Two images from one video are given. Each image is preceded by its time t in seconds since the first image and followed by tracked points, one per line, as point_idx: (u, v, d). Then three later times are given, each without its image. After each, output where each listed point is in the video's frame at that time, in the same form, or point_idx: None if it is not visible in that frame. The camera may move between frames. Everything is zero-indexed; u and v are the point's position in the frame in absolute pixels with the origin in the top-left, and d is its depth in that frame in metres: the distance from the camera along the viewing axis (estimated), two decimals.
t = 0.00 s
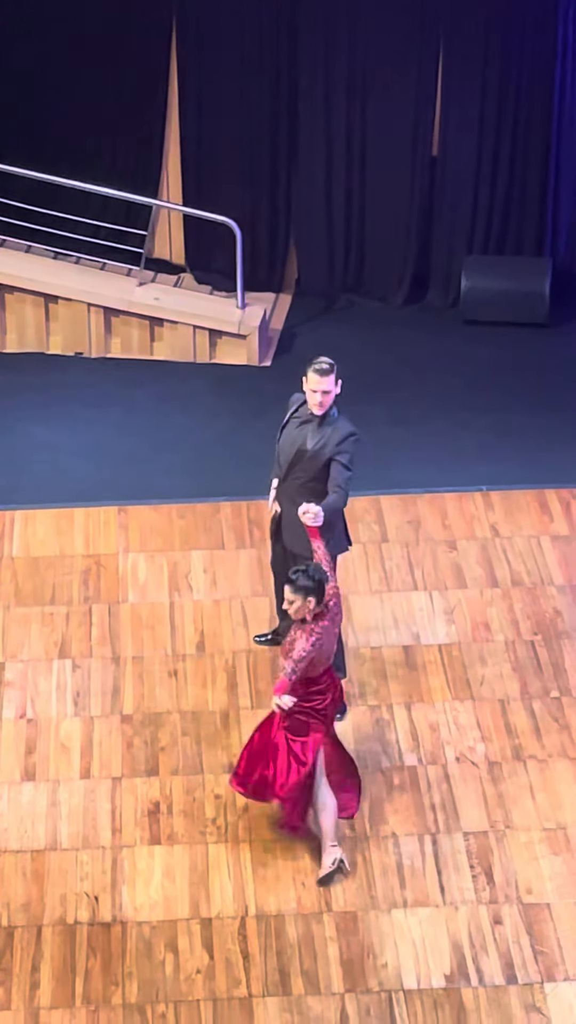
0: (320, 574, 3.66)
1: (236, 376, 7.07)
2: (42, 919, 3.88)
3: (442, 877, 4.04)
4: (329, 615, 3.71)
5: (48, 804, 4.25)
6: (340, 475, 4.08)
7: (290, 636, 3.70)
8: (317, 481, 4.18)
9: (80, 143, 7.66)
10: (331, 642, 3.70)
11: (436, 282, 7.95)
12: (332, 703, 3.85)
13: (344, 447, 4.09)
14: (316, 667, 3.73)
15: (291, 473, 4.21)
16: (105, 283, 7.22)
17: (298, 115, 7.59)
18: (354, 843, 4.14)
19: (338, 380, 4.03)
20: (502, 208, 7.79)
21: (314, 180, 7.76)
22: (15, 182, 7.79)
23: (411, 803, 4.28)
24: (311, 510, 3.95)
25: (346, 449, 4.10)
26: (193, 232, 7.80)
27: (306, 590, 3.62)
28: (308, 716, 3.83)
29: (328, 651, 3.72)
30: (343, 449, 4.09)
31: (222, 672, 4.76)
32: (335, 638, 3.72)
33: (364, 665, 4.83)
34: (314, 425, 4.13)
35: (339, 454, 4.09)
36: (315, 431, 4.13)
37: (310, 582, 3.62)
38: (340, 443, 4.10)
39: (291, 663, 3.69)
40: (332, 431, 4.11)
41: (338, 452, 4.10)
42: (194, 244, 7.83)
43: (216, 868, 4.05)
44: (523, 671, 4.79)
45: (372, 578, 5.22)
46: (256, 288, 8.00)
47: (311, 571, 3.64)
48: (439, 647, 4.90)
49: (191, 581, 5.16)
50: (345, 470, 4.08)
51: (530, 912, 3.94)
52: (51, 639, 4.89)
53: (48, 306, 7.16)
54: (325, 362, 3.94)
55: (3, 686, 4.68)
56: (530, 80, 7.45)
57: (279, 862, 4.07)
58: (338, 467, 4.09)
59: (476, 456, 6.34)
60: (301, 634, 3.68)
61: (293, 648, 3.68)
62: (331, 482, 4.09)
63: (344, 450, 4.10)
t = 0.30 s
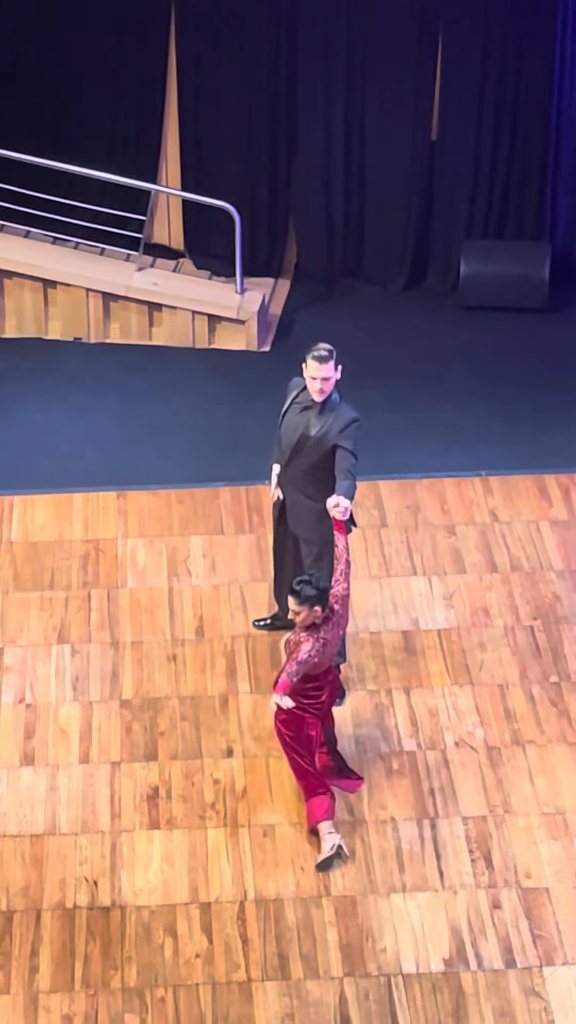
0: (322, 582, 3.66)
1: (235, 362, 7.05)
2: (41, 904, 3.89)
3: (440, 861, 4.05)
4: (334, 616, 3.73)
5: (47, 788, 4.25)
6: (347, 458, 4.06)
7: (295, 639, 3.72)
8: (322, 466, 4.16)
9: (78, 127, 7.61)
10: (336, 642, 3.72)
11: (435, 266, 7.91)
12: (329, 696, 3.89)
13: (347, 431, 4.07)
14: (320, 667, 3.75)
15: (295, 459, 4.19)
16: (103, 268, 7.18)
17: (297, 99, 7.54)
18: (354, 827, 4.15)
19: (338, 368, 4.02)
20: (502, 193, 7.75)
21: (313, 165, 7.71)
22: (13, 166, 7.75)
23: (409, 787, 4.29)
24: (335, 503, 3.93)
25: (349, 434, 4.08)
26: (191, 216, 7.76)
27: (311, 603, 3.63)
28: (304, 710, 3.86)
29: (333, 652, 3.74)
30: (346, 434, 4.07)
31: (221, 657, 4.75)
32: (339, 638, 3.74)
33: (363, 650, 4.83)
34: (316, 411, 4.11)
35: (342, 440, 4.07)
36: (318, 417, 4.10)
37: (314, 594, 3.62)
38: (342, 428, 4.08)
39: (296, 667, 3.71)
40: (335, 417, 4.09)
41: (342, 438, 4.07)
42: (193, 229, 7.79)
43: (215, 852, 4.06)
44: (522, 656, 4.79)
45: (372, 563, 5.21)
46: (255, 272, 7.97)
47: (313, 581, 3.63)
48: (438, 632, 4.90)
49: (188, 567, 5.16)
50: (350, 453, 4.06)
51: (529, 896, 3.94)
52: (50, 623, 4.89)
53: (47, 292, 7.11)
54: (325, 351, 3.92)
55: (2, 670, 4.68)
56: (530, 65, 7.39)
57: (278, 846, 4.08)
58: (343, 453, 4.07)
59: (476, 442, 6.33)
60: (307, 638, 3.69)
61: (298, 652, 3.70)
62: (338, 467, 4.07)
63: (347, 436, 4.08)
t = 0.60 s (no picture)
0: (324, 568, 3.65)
1: (235, 353, 7.04)
2: (41, 894, 3.89)
3: (440, 851, 4.05)
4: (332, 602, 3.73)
5: (47, 780, 4.25)
6: (350, 447, 4.05)
7: (292, 622, 3.69)
8: (325, 458, 4.15)
9: (77, 117, 7.58)
10: (332, 626, 3.73)
11: (435, 256, 7.89)
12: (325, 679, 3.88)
13: (349, 421, 4.07)
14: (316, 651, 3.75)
15: (297, 448, 4.17)
16: (103, 259, 7.16)
17: (296, 90, 7.51)
18: (354, 818, 4.15)
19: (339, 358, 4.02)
20: (502, 183, 7.73)
21: (313, 155, 7.69)
22: (13, 157, 7.72)
23: (409, 778, 4.29)
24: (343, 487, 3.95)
25: (352, 424, 4.07)
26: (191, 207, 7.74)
27: (313, 588, 3.62)
28: (300, 690, 3.86)
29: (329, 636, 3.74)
30: (349, 424, 4.07)
31: (221, 647, 4.76)
32: (335, 623, 3.74)
33: (363, 640, 4.83)
34: (318, 401, 4.09)
35: (345, 431, 4.06)
36: (320, 407, 4.09)
37: (316, 579, 3.61)
38: (345, 419, 4.07)
39: (292, 651, 3.67)
40: (337, 408, 4.08)
41: (344, 429, 4.07)
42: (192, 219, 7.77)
43: (215, 843, 4.06)
44: (522, 646, 4.79)
45: (371, 553, 5.21)
46: (254, 263, 7.94)
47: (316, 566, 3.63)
48: (437, 623, 4.90)
49: (188, 558, 5.15)
50: (353, 442, 4.05)
51: (529, 886, 3.95)
52: (50, 614, 4.89)
53: (47, 283, 7.10)
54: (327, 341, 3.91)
55: (2, 661, 4.68)
56: (530, 55, 7.36)
57: (278, 836, 4.08)
58: (346, 443, 4.06)
59: (475, 433, 6.32)
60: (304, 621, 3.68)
61: (295, 636, 3.68)
62: (342, 457, 4.06)
63: (350, 426, 4.07)
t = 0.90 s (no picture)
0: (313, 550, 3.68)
1: (235, 349, 7.04)
2: (42, 890, 3.90)
3: (441, 846, 4.05)
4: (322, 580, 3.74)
5: (48, 776, 4.25)
6: (350, 443, 4.06)
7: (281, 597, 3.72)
8: (326, 456, 4.16)
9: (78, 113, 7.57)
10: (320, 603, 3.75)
11: (436, 253, 7.87)
12: (317, 657, 3.90)
13: (350, 419, 4.07)
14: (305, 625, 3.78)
15: (298, 445, 4.17)
16: (103, 255, 7.16)
17: (296, 86, 7.50)
18: (354, 814, 4.15)
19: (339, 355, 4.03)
20: (503, 179, 7.71)
21: (313, 152, 7.68)
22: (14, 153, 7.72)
23: (410, 774, 4.29)
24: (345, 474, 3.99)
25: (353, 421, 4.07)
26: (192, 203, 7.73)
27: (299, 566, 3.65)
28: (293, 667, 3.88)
29: (317, 612, 3.77)
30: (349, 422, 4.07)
31: (222, 644, 4.76)
32: (324, 601, 3.76)
33: (364, 637, 4.83)
34: (319, 397, 4.09)
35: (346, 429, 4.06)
36: (321, 403, 4.09)
37: (303, 558, 3.65)
38: (345, 417, 4.07)
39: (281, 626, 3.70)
40: (337, 406, 4.08)
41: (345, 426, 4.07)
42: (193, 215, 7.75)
43: (216, 839, 4.06)
44: (522, 642, 4.79)
45: (372, 549, 5.21)
46: (255, 259, 7.93)
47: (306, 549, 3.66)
48: (438, 619, 4.90)
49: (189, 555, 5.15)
50: (353, 439, 4.06)
51: (529, 882, 3.95)
52: (51, 610, 4.89)
53: (48, 279, 7.10)
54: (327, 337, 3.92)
55: (3, 657, 4.68)
56: (530, 51, 7.35)
57: (279, 832, 4.09)
58: (347, 441, 4.06)
59: (476, 429, 6.32)
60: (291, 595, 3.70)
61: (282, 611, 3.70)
62: (343, 454, 4.06)
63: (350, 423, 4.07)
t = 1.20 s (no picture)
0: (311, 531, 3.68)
1: (236, 350, 7.03)
2: (44, 891, 3.90)
3: (442, 847, 4.05)
4: (313, 561, 3.75)
5: (49, 776, 4.26)
6: (350, 440, 4.04)
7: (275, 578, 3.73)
8: (326, 458, 4.15)
9: (80, 115, 7.58)
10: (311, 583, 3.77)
11: (437, 254, 7.87)
12: (311, 633, 3.91)
13: (349, 419, 4.07)
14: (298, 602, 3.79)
15: (298, 445, 4.16)
16: (105, 256, 7.16)
17: (298, 87, 7.50)
18: (356, 814, 4.15)
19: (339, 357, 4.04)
20: (504, 180, 7.71)
21: (314, 153, 7.67)
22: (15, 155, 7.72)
23: (412, 774, 4.29)
24: (347, 458, 4.00)
25: (353, 422, 4.07)
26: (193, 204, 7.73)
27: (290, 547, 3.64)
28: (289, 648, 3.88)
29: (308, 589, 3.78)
30: (349, 422, 4.07)
31: (223, 644, 4.76)
32: (315, 579, 3.79)
33: (365, 637, 4.83)
34: (319, 397, 4.10)
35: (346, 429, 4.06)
36: (321, 403, 4.09)
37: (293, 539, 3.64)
38: (345, 417, 4.07)
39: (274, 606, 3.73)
40: (337, 406, 4.08)
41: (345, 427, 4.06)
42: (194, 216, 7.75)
43: (217, 840, 4.06)
44: (524, 643, 4.79)
45: (374, 550, 5.21)
46: (256, 260, 7.93)
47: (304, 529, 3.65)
48: (440, 619, 4.90)
49: (191, 555, 5.15)
50: (354, 436, 4.04)
51: (531, 883, 3.95)
52: (52, 611, 4.89)
53: (49, 280, 7.10)
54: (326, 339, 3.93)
55: (4, 658, 4.68)
56: (531, 51, 7.36)
57: (280, 832, 4.09)
58: (347, 441, 4.05)
59: (478, 430, 6.32)
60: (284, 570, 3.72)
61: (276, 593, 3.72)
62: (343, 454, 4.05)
63: (350, 424, 4.07)
